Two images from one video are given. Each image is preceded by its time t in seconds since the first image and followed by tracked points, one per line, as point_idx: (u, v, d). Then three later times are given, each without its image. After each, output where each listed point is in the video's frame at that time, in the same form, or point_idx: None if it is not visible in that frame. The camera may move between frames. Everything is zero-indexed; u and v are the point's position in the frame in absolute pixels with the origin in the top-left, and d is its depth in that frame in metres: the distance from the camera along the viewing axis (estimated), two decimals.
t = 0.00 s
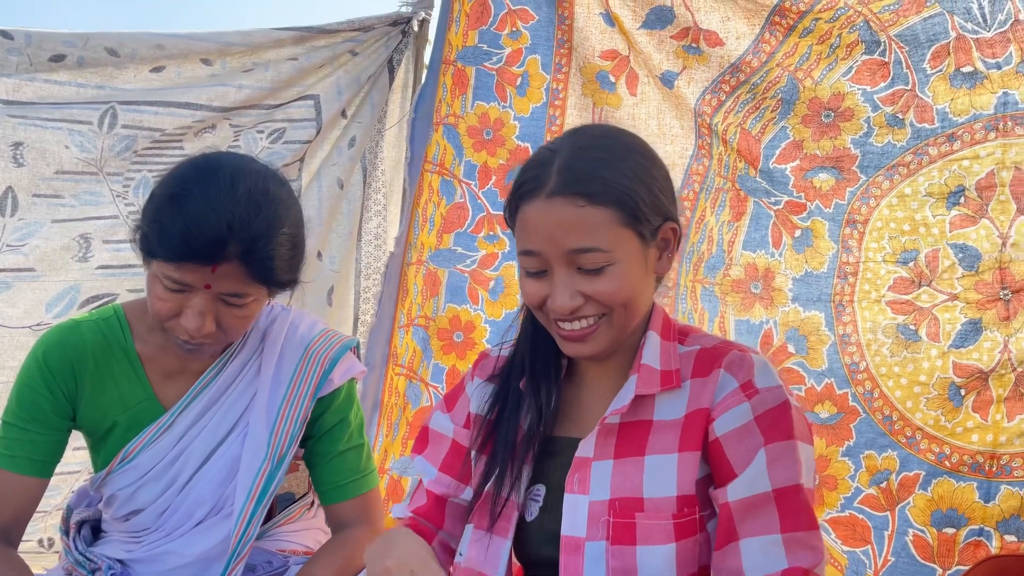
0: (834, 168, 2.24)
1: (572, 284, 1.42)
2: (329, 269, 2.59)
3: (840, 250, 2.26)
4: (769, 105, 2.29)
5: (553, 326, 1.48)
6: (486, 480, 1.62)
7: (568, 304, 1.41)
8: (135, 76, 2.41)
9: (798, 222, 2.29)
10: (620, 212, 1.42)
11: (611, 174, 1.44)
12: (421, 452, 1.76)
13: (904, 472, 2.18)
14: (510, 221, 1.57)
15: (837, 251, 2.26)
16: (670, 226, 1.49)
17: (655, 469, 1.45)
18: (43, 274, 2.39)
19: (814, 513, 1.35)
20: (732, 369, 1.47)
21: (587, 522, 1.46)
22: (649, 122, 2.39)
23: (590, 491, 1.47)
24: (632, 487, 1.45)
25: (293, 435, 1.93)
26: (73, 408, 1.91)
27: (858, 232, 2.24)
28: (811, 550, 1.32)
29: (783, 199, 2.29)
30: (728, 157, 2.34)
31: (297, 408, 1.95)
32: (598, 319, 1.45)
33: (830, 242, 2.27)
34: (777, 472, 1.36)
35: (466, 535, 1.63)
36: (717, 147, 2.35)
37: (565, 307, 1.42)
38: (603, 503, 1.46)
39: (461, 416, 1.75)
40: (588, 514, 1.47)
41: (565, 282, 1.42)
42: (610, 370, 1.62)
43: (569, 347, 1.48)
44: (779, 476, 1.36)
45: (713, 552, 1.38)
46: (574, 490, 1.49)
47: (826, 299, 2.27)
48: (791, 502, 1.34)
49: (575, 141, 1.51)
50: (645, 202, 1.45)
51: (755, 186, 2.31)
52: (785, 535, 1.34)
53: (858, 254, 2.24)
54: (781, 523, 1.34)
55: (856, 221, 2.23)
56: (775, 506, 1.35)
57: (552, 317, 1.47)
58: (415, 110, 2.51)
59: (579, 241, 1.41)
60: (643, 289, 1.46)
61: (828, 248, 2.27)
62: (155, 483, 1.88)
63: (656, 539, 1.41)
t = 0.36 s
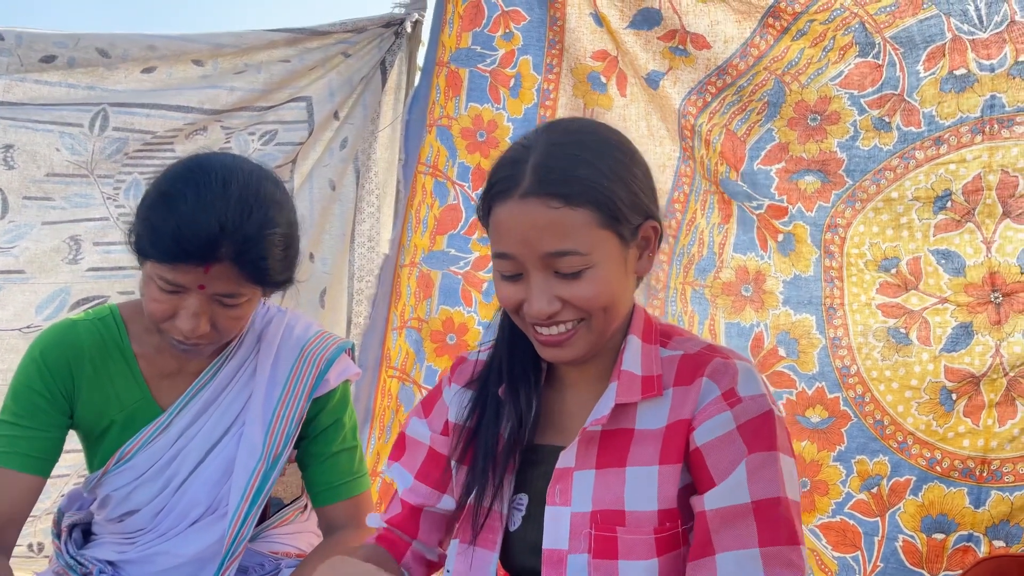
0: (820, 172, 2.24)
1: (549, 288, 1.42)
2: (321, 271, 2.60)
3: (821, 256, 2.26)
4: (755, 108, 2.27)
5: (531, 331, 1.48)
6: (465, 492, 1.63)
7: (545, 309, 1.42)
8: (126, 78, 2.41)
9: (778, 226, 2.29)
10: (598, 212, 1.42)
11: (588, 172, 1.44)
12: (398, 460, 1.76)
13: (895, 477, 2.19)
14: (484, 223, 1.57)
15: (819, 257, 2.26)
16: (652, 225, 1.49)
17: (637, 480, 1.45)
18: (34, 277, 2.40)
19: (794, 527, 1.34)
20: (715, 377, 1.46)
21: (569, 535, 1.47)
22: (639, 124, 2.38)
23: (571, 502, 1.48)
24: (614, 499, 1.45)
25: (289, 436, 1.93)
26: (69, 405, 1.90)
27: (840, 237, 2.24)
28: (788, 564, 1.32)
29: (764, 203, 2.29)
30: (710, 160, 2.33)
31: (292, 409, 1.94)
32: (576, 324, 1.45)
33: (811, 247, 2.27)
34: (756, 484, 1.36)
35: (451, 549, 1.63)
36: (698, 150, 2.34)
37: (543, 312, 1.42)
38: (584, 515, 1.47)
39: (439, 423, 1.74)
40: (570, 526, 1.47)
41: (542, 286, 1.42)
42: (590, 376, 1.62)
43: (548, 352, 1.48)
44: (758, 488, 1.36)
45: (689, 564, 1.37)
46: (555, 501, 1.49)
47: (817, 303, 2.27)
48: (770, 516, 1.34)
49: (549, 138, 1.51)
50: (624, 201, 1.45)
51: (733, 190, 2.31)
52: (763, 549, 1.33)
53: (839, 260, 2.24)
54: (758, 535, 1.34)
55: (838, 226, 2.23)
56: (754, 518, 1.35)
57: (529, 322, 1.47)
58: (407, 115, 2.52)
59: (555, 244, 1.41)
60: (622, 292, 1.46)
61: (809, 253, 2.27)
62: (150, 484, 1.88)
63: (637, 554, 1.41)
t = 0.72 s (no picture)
0: (818, 171, 2.25)
1: (520, 287, 1.42)
2: (318, 271, 2.59)
3: (817, 255, 2.27)
4: (753, 109, 2.28)
5: (503, 331, 1.48)
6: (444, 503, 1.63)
7: (516, 308, 1.42)
8: (123, 79, 2.41)
9: (775, 226, 2.30)
10: (570, 206, 1.42)
11: (558, 164, 1.44)
12: (376, 471, 1.76)
13: (891, 478, 2.19)
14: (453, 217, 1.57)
15: (814, 257, 2.27)
16: (628, 219, 1.51)
17: (617, 491, 1.45)
18: (31, 277, 2.40)
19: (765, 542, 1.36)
20: (696, 383, 1.46)
21: (550, 546, 1.47)
22: (635, 125, 2.39)
23: (551, 513, 1.48)
24: (594, 510, 1.45)
25: (289, 437, 1.93)
26: (73, 404, 1.90)
27: (837, 236, 2.25)
28: None
29: (760, 203, 2.30)
30: (705, 161, 2.33)
31: (293, 409, 1.94)
32: (548, 324, 1.46)
33: (807, 248, 2.28)
34: (731, 500, 1.38)
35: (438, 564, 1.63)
36: (694, 151, 2.34)
37: (514, 311, 1.42)
38: (565, 525, 1.47)
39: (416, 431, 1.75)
40: (551, 537, 1.48)
41: (512, 285, 1.43)
42: (566, 375, 1.63)
43: (521, 353, 1.48)
44: (733, 504, 1.38)
45: (661, 575, 1.41)
46: (535, 511, 1.49)
47: (811, 305, 2.27)
48: (742, 532, 1.36)
49: (521, 130, 1.50)
50: (597, 196, 1.45)
51: (730, 190, 2.31)
52: (733, 566, 1.36)
53: (836, 260, 2.25)
54: (730, 553, 1.37)
55: (836, 225, 2.24)
56: (727, 535, 1.37)
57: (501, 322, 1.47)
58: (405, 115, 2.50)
59: (526, 240, 1.41)
60: (595, 290, 1.46)
61: (805, 254, 2.28)
62: (150, 484, 1.88)
63: (618, 567, 1.43)
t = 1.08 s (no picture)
0: (833, 168, 2.21)
1: (503, 286, 1.42)
2: (315, 268, 2.59)
3: (830, 250, 2.24)
4: (765, 105, 2.24)
5: (487, 331, 1.48)
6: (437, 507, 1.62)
7: (500, 307, 1.41)
8: (122, 78, 2.41)
9: (787, 222, 2.27)
10: (553, 202, 1.42)
11: (542, 160, 1.44)
12: (369, 477, 1.76)
13: (891, 475, 2.18)
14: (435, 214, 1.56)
15: (826, 252, 2.24)
16: (615, 214, 1.51)
17: (608, 494, 1.45)
18: (28, 274, 2.41)
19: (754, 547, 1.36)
20: (688, 384, 1.46)
21: (541, 548, 1.47)
22: (631, 123, 2.36)
23: (541, 515, 1.48)
24: (586, 513, 1.46)
25: (277, 426, 1.92)
26: (66, 397, 1.91)
27: (852, 231, 2.22)
28: None
29: (775, 198, 2.27)
30: (713, 157, 2.30)
31: (280, 399, 1.94)
32: (532, 323, 1.45)
33: (819, 243, 2.25)
34: (721, 504, 1.37)
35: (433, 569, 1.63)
36: (705, 146, 2.31)
37: (497, 310, 1.41)
38: (555, 527, 1.47)
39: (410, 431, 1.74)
40: (541, 540, 1.47)
41: (495, 284, 1.42)
42: (556, 378, 1.63)
43: (505, 353, 1.48)
44: (723, 508, 1.37)
45: None
46: (525, 514, 1.49)
47: (812, 301, 2.26)
48: (731, 538, 1.36)
49: (503, 126, 1.50)
50: (581, 191, 1.45)
51: (740, 186, 2.29)
52: (722, 572, 1.36)
53: (848, 254, 2.22)
54: (718, 558, 1.37)
55: (852, 219, 2.21)
56: (715, 539, 1.37)
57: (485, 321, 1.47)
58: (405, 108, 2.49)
59: (507, 237, 1.40)
60: (580, 289, 1.46)
61: (816, 249, 2.25)
62: (144, 482, 1.89)
63: (609, 570, 1.43)
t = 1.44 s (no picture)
0: (844, 161, 2.20)
1: (494, 273, 1.41)
2: (319, 262, 2.60)
3: (834, 243, 2.23)
4: (776, 98, 2.23)
5: (481, 319, 1.47)
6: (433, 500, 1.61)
7: (491, 294, 1.40)
8: (125, 66, 2.42)
9: (796, 215, 2.26)
10: (544, 189, 1.41)
11: (534, 148, 1.43)
12: (376, 472, 1.75)
13: (896, 461, 2.19)
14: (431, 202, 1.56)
15: (831, 245, 2.24)
16: (609, 203, 1.49)
17: (604, 483, 1.45)
18: (31, 265, 2.41)
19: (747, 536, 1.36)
20: (684, 373, 1.45)
21: (540, 538, 1.47)
22: (635, 117, 2.34)
23: (539, 505, 1.48)
24: (583, 503, 1.46)
25: (253, 406, 1.89)
26: (48, 392, 1.91)
27: (863, 223, 2.21)
28: None
29: (786, 191, 2.26)
30: (726, 151, 2.29)
31: (252, 382, 1.90)
32: (525, 312, 1.44)
33: (826, 235, 2.24)
34: (715, 493, 1.37)
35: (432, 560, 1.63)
36: (715, 141, 2.30)
37: (488, 297, 1.41)
38: (553, 517, 1.47)
39: (411, 426, 1.74)
40: (539, 530, 1.47)
41: (487, 271, 1.41)
42: (555, 367, 1.62)
43: (499, 341, 1.48)
44: (717, 497, 1.37)
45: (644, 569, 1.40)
46: (523, 504, 1.49)
47: (816, 291, 2.25)
48: (725, 526, 1.36)
49: (497, 113, 1.49)
50: (573, 179, 1.44)
51: (750, 180, 2.28)
52: (714, 561, 1.36)
53: (854, 246, 2.22)
54: (712, 547, 1.36)
55: (864, 212, 2.20)
56: (709, 529, 1.37)
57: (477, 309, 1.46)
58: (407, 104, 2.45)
59: (499, 223, 1.40)
60: (572, 278, 1.45)
61: (821, 241, 2.24)
62: (128, 476, 1.87)
63: (607, 559, 1.43)
